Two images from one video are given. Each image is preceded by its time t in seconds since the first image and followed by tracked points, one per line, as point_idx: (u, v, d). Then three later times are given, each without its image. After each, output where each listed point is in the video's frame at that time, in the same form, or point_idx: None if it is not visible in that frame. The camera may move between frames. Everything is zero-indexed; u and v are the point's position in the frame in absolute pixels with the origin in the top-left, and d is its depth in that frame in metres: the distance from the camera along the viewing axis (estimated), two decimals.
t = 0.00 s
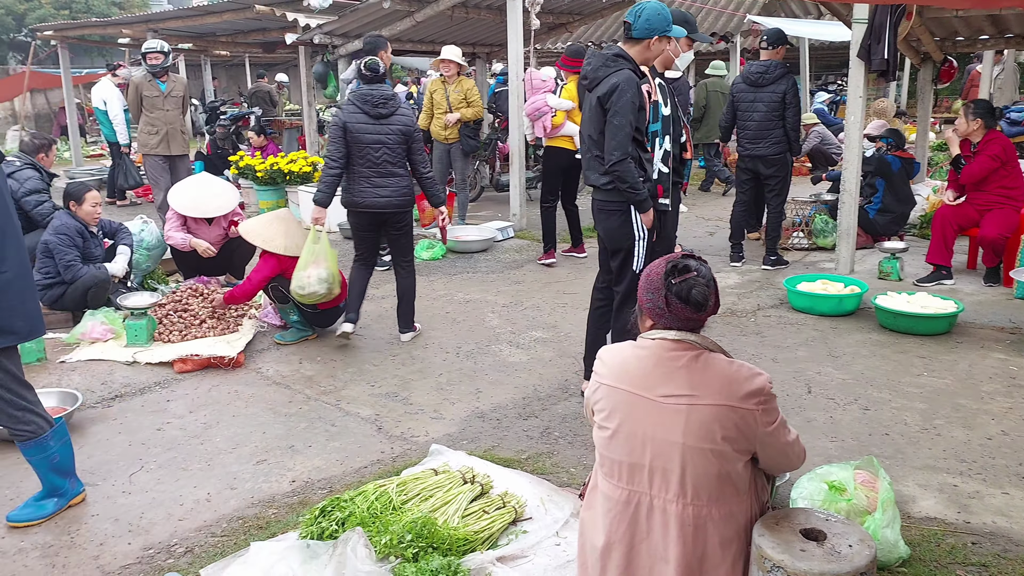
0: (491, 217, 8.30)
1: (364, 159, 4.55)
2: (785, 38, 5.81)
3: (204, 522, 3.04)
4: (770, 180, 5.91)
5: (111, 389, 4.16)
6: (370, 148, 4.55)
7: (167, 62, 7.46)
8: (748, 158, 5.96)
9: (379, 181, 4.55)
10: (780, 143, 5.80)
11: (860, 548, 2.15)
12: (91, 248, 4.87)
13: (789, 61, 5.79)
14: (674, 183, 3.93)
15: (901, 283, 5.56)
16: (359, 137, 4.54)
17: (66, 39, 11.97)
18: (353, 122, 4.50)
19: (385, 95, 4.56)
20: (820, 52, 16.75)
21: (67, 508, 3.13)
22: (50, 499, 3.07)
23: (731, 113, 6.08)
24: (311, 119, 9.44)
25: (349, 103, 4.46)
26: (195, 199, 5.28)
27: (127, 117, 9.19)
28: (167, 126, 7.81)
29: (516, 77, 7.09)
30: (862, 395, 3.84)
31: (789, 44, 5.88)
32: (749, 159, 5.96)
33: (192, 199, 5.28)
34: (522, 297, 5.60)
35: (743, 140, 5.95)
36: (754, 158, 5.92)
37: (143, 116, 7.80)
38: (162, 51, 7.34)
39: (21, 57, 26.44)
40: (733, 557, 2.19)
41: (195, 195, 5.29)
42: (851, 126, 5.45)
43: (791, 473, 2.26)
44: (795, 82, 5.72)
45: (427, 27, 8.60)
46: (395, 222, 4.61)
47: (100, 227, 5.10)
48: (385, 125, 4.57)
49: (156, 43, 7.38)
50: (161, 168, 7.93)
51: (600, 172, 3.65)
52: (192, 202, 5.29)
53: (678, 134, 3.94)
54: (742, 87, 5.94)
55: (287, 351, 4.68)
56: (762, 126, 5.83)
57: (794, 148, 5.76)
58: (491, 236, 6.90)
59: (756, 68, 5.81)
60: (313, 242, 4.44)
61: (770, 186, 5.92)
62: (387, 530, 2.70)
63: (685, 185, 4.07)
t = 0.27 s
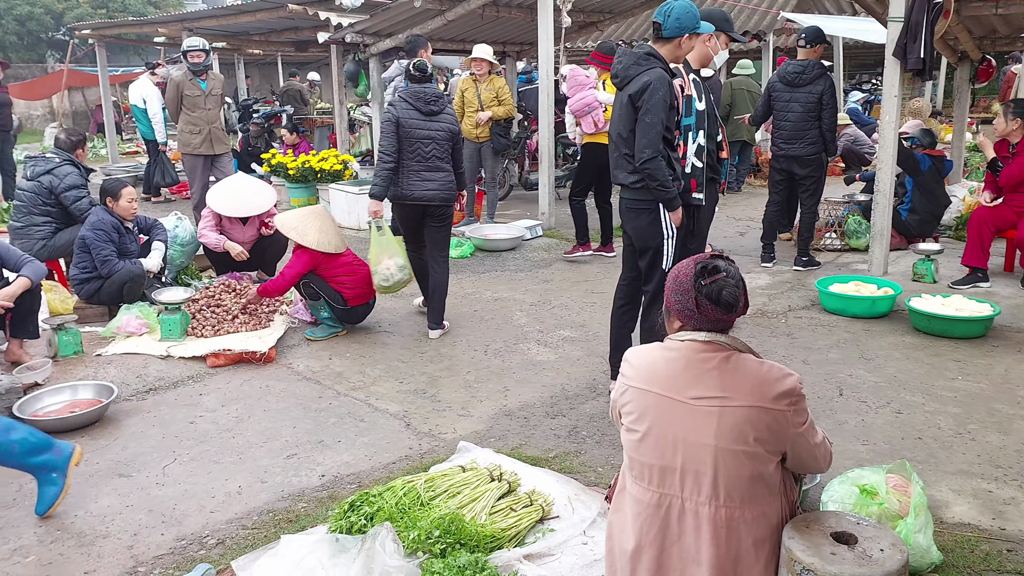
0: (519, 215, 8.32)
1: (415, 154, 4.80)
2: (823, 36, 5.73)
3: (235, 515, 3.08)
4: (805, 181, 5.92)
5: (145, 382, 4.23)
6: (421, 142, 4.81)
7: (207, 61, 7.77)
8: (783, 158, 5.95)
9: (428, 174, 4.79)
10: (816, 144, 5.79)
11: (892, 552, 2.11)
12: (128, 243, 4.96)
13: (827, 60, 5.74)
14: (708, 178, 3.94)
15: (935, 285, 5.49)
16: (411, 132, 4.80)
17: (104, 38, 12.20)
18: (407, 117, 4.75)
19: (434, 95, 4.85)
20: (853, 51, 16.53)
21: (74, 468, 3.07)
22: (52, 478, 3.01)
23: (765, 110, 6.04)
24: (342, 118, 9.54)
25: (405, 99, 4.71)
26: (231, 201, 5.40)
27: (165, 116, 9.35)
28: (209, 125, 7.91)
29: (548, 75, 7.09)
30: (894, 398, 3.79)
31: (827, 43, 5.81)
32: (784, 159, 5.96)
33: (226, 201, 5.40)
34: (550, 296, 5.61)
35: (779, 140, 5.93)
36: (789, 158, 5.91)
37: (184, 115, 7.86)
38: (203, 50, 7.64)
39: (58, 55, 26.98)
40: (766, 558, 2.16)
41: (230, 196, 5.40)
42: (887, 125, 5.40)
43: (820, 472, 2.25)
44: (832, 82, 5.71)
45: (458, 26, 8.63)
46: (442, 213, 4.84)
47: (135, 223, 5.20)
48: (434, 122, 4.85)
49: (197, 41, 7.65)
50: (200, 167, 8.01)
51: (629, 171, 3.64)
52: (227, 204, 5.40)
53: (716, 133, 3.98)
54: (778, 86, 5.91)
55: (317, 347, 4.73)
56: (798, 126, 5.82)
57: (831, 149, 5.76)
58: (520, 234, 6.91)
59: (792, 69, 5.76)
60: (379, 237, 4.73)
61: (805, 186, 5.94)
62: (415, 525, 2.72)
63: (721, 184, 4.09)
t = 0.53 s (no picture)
0: (537, 215, 8.34)
1: (442, 150, 5.08)
2: (849, 36, 5.68)
3: (255, 510, 3.11)
4: (827, 182, 5.89)
5: (166, 377, 4.28)
6: (447, 139, 5.10)
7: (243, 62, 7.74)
8: (805, 158, 5.94)
9: (455, 169, 5.09)
10: (838, 145, 5.76)
11: (913, 556, 2.07)
12: (150, 241, 5.02)
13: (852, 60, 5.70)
14: (730, 177, 3.92)
15: (958, 288, 5.44)
16: (438, 129, 5.09)
17: (128, 37, 12.35)
18: (435, 115, 5.03)
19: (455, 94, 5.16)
20: (876, 51, 16.40)
21: None
22: None
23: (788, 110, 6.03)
24: (361, 117, 9.60)
25: (432, 98, 4.99)
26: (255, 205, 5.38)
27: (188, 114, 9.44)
28: (243, 126, 7.97)
29: (567, 75, 7.08)
30: (915, 401, 3.76)
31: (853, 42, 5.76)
32: (806, 160, 5.95)
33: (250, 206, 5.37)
34: (568, 296, 5.61)
35: (802, 141, 5.92)
36: (811, 159, 5.90)
37: (218, 115, 7.95)
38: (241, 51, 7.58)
39: (82, 54, 27.31)
40: (781, 562, 2.10)
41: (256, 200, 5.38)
42: (910, 126, 5.34)
43: (841, 478, 2.17)
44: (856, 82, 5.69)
45: (478, 25, 8.64)
46: (467, 204, 5.17)
47: (158, 220, 5.26)
48: (456, 119, 5.15)
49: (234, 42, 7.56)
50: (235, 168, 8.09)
51: (648, 170, 3.62)
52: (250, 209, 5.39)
53: (739, 134, 3.98)
54: (801, 86, 5.90)
55: (336, 345, 4.76)
56: (820, 127, 5.80)
57: (853, 151, 5.72)
58: (538, 234, 6.92)
59: (816, 68, 5.77)
60: (416, 229, 5.05)
61: (826, 187, 5.92)
62: (433, 523, 2.72)
63: (741, 185, 4.09)
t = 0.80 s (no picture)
0: (550, 214, 8.34)
1: (456, 142, 5.26)
2: (866, 35, 5.66)
3: (268, 507, 3.12)
4: (841, 182, 5.88)
5: (180, 374, 4.30)
6: (462, 131, 5.29)
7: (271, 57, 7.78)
8: (819, 159, 5.93)
9: (469, 160, 5.28)
10: (853, 145, 5.74)
11: (927, 559, 2.04)
12: (164, 239, 5.05)
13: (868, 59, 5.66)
14: (743, 176, 3.92)
15: (973, 290, 5.40)
16: (452, 123, 5.26)
17: (144, 36, 12.43)
18: (450, 109, 5.20)
19: (465, 88, 5.34)
20: (891, 50, 16.30)
21: None
22: None
23: (803, 110, 6.02)
24: (374, 116, 9.63)
25: (447, 93, 5.15)
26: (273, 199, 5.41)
27: (201, 111, 9.71)
28: (271, 122, 8.00)
29: (581, 74, 7.08)
30: (930, 404, 3.73)
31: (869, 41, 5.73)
32: (821, 159, 5.93)
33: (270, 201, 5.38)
34: (580, 296, 5.61)
35: (816, 140, 5.90)
36: (825, 158, 5.88)
37: (247, 113, 8.03)
38: (269, 46, 7.65)
39: (99, 52, 27.54)
40: (791, 564, 2.06)
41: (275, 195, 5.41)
42: (926, 127, 5.31)
43: (856, 485, 2.11)
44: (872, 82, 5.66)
45: (492, 24, 8.65)
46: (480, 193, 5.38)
47: (173, 219, 5.30)
48: (467, 112, 5.32)
49: (262, 37, 7.60)
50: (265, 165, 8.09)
51: (666, 169, 3.64)
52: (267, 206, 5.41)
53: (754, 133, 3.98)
54: (816, 85, 5.89)
55: (349, 343, 4.78)
56: (835, 126, 5.77)
57: (868, 151, 5.70)
58: (551, 233, 6.93)
59: (832, 68, 5.74)
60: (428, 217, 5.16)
61: (841, 188, 5.90)
62: (445, 521, 2.73)
63: (756, 185, 4.08)
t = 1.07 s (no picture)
0: (560, 213, 8.34)
1: (462, 140, 5.58)
2: (879, 34, 5.66)
3: (279, 504, 3.13)
4: (854, 182, 5.85)
5: (192, 371, 4.33)
6: (466, 130, 5.59)
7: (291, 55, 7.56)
8: (830, 158, 5.91)
9: (472, 157, 5.63)
10: (866, 144, 5.71)
11: (940, 562, 2.02)
12: (177, 236, 5.08)
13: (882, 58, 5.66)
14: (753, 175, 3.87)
15: (987, 291, 5.37)
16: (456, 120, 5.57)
17: (158, 34, 12.49)
18: (455, 108, 5.51)
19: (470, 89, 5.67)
20: (905, 49, 16.19)
21: None
22: None
23: (818, 110, 6.01)
24: (385, 114, 9.64)
25: (455, 93, 5.48)
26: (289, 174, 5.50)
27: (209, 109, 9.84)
28: (291, 123, 8.15)
29: (592, 73, 7.08)
30: (943, 406, 3.71)
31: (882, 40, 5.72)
32: (833, 159, 5.91)
33: (289, 176, 5.46)
34: (590, 295, 5.60)
35: (828, 139, 5.88)
36: (838, 158, 5.86)
37: (267, 111, 8.07)
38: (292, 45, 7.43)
39: (113, 50, 27.71)
40: (802, 565, 2.05)
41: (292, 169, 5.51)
42: (940, 126, 5.28)
43: (868, 484, 2.10)
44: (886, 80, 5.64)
45: (504, 23, 8.65)
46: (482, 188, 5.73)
47: (185, 216, 5.32)
48: (472, 111, 5.65)
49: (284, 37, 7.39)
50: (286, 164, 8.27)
51: (683, 167, 3.66)
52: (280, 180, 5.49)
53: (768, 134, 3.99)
54: (830, 84, 5.87)
55: (360, 341, 4.79)
56: (848, 125, 5.75)
57: (881, 151, 5.68)
58: (561, 232, 6.93)
59: (845, 66, 5.72)
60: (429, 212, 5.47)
61: (853, 188, 5.86)
62: (454, 520, 2.72)
63: (769, 184, 4.07)
